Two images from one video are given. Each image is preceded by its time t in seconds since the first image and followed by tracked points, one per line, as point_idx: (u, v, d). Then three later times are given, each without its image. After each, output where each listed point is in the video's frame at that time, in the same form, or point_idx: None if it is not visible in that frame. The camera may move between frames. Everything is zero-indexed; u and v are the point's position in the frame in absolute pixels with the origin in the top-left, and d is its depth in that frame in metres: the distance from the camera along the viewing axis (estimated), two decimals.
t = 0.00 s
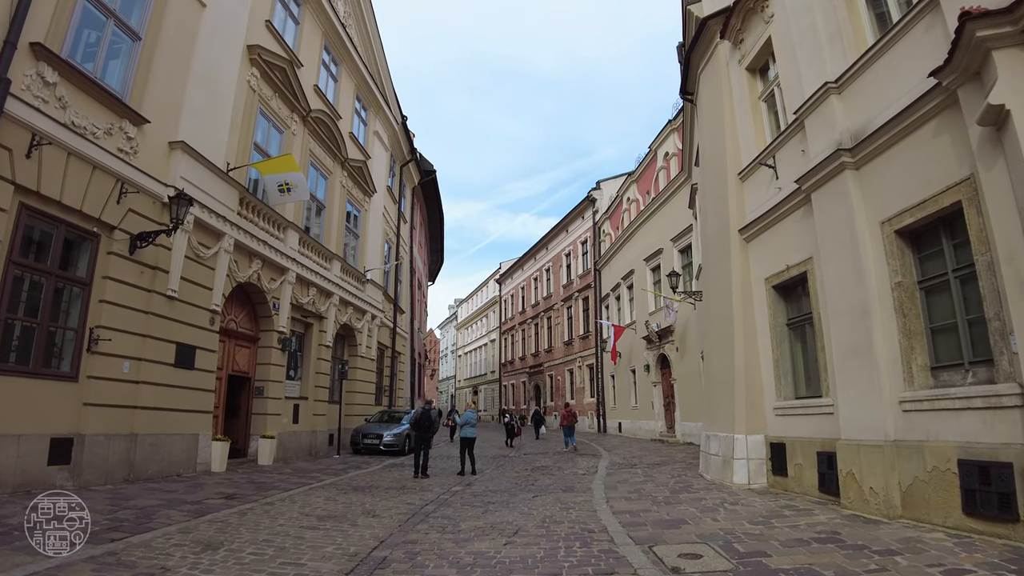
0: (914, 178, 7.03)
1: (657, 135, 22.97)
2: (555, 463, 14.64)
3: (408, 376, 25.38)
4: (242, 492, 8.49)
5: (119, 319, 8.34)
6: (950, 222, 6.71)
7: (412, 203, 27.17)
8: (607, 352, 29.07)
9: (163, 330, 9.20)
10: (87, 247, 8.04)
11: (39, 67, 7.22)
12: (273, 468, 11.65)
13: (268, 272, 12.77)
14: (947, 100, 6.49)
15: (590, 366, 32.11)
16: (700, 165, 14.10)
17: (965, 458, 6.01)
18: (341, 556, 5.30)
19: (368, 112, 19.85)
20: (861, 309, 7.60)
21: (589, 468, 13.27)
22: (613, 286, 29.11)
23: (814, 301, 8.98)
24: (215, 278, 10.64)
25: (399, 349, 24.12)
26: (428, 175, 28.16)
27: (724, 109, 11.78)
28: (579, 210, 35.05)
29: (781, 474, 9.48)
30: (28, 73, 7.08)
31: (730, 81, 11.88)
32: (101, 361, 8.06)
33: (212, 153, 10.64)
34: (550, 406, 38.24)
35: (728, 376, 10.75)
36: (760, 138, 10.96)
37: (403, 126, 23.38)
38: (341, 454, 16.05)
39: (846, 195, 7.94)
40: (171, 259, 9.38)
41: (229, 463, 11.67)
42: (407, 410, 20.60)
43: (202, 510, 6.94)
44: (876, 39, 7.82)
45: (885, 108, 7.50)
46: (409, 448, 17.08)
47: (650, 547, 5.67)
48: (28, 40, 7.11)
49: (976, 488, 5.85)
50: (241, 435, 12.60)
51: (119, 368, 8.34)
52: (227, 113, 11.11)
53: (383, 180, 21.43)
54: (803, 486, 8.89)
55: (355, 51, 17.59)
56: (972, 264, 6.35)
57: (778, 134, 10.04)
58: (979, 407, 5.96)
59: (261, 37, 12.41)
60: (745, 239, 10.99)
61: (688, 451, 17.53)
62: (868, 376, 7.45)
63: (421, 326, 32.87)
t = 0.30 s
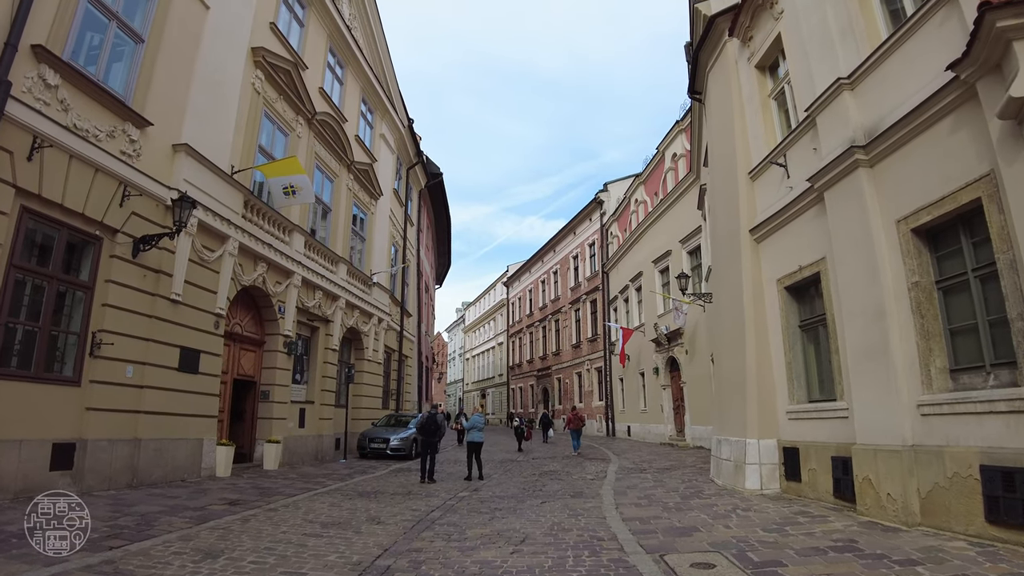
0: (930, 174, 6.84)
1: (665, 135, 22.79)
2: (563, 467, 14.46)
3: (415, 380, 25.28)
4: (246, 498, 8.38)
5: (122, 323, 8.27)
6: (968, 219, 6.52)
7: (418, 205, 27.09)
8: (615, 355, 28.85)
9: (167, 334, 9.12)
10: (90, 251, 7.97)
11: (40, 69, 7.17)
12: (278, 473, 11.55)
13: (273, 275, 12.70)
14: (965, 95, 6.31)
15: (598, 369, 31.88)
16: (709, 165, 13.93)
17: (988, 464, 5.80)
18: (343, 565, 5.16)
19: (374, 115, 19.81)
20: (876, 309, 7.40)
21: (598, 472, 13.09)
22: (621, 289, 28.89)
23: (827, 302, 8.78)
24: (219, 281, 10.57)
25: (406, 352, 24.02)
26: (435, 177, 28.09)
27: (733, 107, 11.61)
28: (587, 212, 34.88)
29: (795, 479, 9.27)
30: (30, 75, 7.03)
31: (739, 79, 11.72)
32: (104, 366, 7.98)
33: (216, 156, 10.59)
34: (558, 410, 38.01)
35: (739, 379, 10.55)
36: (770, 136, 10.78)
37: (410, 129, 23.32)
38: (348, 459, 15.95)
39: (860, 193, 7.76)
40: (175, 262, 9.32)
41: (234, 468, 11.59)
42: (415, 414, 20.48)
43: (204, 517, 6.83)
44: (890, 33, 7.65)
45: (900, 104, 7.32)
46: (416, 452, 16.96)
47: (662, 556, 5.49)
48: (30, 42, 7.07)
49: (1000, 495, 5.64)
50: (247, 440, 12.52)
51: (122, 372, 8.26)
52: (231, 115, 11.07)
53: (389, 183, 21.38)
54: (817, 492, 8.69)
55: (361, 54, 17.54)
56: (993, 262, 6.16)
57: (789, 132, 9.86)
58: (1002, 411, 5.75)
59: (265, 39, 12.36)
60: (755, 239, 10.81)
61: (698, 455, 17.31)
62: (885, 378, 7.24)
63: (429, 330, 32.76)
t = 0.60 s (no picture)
0: (949, 168, 6.64)
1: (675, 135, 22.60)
2: (573, 470, 14.29)
3: (424, 383, 25.20)
4: (252, 501, 8.30)
5: (128, 325, 8.22)
6: (990, 214, 6.32)
7: (427, 208, 27.04)
8: (626, 357, 28.62)
9: (173, 336, 9.07)
10: (95, 252, 7.93)
11: (45, 70, 7.15)
12: (286, 476, 11.48)
13: (281, 277, 12.65)
14: (985, 85, 6.12)
15: (609, 371, 31.64)
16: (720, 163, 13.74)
17: (1014, 466, 5.59)
18: (348, 570, 5.05)
19: (382, 117, 19.78)
20: (894, 307, 7.20)
21: (609, 476, 12.92)
22: (631, 290, 28.68)
23: (843, 301, 8.58)
24: (226, 283, 10.53)
25: (415, 355, 23.95)
26: (443, 179, 28.03)
27: (744, 104, 11.44)
28: (596, 213, 34.70)
29: (810, 482, 9.07)
30: (34, 76, 7.01)
31: (750, 76, 11.54)
32: (109, 368, 7.92)
33: (223, 157, 10.55)
34: (568, 412, 37.78)
35: (753, 380, 10.36)
36: (782, 133, 10.59)
37: (418, 131, 23.28)
38: (357, 462, 15.88)
39: (876, 189, 7.56)
40: (181, 264, 9.27)
41: (242, 471, 11.53)
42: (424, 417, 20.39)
43: (210, 520, 6.75)
44: (905, 25, 7.47)
45: (917, 96, 7.13)
46: (425, 455, 16.85)
47: (675, 561, 5.33)
48: (34, 43, 7.05)
49: None
50: (255, 443, 12.46)
51: (128, 374, 8.21)
52: (238, 117, 11.04)
53: (397, 185, 21.34)
54: (833, 495, 8.48)
55: (368, 56, 17.51)
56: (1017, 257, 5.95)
57: (802, 128, 9.68)
58: None
59: (272, 40, 12.33)
60: (768, 238, 10.61)
61: (711, 458, 17.07)
62: (904, 378, 7.04)
63: (438, 333, 32.66)
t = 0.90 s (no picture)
0: (971, 159, 6.44)
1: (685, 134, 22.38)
2: (584, 473, 14.11)
3: (434, 385, 25.10)
4: (259, 504, 8.21)
5: (134, 326, 8.17)
6: (1013, 206, 6.11)
7: (436, 209, 26.98)
8: (636, 359, 28.39)
9: (180, 337, 9.01)
10: (101, 253, 7.88)
11: (50, 70, 7.11)
12: (294, 478, 11.40)
13: (289, 278, 12.60)
14: (1007, 72, 5.92)
15: (619, 372, 31.41)
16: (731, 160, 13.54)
17: None
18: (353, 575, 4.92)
19: (390, 118, 19.74)
20: (913, 303, 6.99)
21: (620, 478, 12.74)
22: (642, 291, 28.44)
23: (860, 297, 8.36)
24: (233, 284, 10.48)
25: (425, 357, 23.87)
26: (452, 181, 27.98)
27: (756, 100, 11.25)
28: (605, 214, 34.49)
29: (827, 484, 8.86)
30: (39, 75, 6.97)
31: (762, 71, 11.35)
32: (115, 369, 7.86)
33: (229, 158, 10.51)
34: (578, 414, 37.55)
35: (767, 379, 10.15)
36: (795, 128, 10.38)
37: (426, 132, 23.23)
38: (366, 464, 15.79)
39: (893, 182, 7.36)
40: (188, 264, 9.22)
41: (250, 473, 11.47)
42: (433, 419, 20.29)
43: (215, 523, 6.66)
44: (922, 14, 7.28)
45: (936, 86, 6.92)
46: (434, 458, 16.74)
47: (690, 566, 5.16)
48: (39, 43, 7.02)
49: None
50: (263, 445, 12.41)
51: (134, 375, 8.15)
52: (245, 117, 11.00)
53: (406, 186, 21.29)
54: (851, 497, 8.27)
55: (376, 57, 17.47)
56: None
57: (816, 122, 9.47)
58: None
59: (278, 41, 12.30)
60: (782, 235, 10.41)
61: (723, 460, 16.82)
62: (924, 376, 6.82)
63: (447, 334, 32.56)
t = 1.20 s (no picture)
0: (994, 152, 6.21)
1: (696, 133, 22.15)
2: (595, 476, 13.91)
3: (443, 387, 24.99)
4: (265, 508, 8.10)
5: (139, 329, 8.10)
6: None
7: (445, 211, 26.89)
8: (647, 360, 28.12)
9: (186, 339, 8.94)
10: (106, 254, 7.82)
11: (54, 70, 7.05)
12: (301, 482, 11.30)
13: (296, 280, 12.53)
14: None
15: (630, 374, 31.14)
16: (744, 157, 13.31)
17: None
18: None
19: (398, 119, 19.66)
20: (935, 302, 6.76)
21: (632, 482, 12.52)
22: (652, 292, 28.18)
23: (878, 296, 8.13)
24: (240, 286, 10.41)
25: (434, 359, 23.76)
26: (461, 182, 27.88)
27: (768, 96, 11.03)
28: (615, 214, 34.24)
29: (845, 489, 8.62)
30: (42, 76, 6.91)
31: (774, 66, 11.13)
32: (120, 372, 7.79)
33: (236, 159, 10.45)
34: (589, 417, 37.28)
35: (782, 381, 9.92)
36: (809, 124, 10.16)
37: (435, 133, 23.14)
38: (375, 467, 15.69)
39: (912, 178, 7.14)
40: (194, 266, 9.15)
41: (258, 476, 11.40)
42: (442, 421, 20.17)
43: (219, 528, 6.55)
44: (941, 4, 7.06)
45: (957, 78, 6.69)
46: (443, 460, 16.60)
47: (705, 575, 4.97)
48: (43, 43, 6.96)
49: None
50: (271, 448, 12.34)
51: (139, 378, 8.08)
52: (251, 118, 10.94)
53: (414, 187, 21.21)
54: (870, 502, 8.03)
55: (384, 58, 17.40)
56: None
57: (830, 117, 9.26)
58: None
59: (285, 41, 12.23)
60: (797, 233, 10.18)
61: (737, 463, 16.55)
62: (948, 377, 6.59)
63: (457, 336, 32.44)
